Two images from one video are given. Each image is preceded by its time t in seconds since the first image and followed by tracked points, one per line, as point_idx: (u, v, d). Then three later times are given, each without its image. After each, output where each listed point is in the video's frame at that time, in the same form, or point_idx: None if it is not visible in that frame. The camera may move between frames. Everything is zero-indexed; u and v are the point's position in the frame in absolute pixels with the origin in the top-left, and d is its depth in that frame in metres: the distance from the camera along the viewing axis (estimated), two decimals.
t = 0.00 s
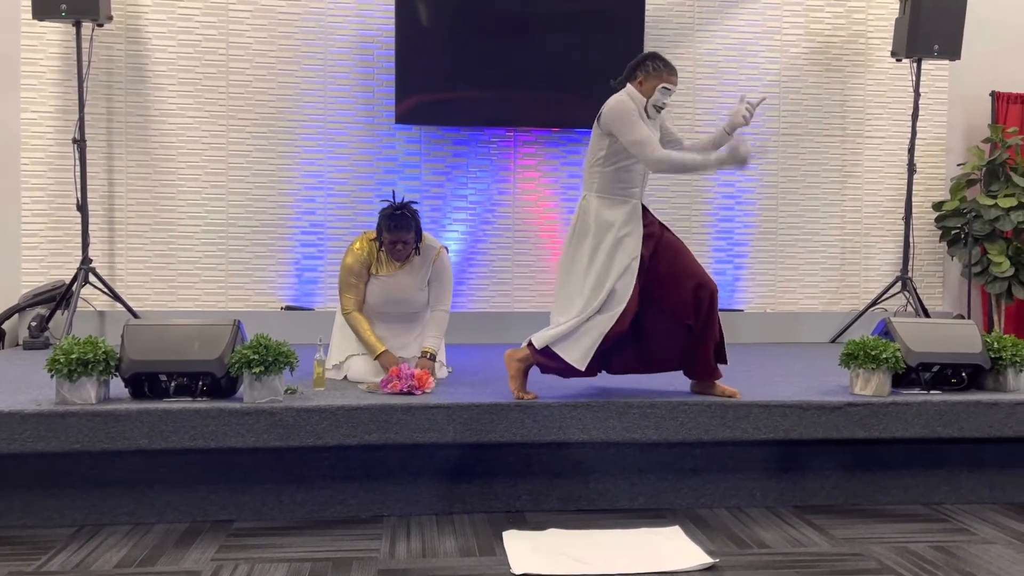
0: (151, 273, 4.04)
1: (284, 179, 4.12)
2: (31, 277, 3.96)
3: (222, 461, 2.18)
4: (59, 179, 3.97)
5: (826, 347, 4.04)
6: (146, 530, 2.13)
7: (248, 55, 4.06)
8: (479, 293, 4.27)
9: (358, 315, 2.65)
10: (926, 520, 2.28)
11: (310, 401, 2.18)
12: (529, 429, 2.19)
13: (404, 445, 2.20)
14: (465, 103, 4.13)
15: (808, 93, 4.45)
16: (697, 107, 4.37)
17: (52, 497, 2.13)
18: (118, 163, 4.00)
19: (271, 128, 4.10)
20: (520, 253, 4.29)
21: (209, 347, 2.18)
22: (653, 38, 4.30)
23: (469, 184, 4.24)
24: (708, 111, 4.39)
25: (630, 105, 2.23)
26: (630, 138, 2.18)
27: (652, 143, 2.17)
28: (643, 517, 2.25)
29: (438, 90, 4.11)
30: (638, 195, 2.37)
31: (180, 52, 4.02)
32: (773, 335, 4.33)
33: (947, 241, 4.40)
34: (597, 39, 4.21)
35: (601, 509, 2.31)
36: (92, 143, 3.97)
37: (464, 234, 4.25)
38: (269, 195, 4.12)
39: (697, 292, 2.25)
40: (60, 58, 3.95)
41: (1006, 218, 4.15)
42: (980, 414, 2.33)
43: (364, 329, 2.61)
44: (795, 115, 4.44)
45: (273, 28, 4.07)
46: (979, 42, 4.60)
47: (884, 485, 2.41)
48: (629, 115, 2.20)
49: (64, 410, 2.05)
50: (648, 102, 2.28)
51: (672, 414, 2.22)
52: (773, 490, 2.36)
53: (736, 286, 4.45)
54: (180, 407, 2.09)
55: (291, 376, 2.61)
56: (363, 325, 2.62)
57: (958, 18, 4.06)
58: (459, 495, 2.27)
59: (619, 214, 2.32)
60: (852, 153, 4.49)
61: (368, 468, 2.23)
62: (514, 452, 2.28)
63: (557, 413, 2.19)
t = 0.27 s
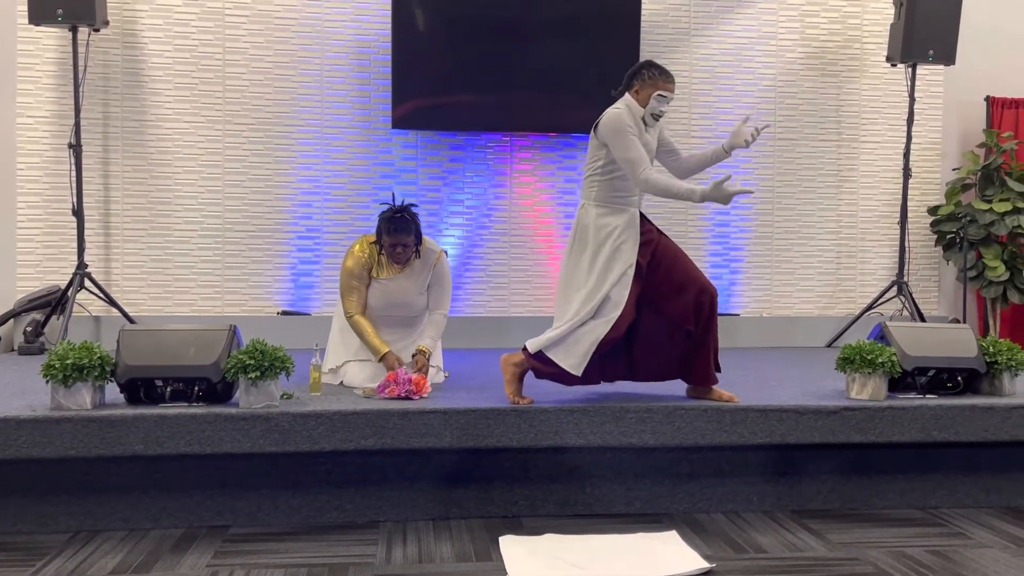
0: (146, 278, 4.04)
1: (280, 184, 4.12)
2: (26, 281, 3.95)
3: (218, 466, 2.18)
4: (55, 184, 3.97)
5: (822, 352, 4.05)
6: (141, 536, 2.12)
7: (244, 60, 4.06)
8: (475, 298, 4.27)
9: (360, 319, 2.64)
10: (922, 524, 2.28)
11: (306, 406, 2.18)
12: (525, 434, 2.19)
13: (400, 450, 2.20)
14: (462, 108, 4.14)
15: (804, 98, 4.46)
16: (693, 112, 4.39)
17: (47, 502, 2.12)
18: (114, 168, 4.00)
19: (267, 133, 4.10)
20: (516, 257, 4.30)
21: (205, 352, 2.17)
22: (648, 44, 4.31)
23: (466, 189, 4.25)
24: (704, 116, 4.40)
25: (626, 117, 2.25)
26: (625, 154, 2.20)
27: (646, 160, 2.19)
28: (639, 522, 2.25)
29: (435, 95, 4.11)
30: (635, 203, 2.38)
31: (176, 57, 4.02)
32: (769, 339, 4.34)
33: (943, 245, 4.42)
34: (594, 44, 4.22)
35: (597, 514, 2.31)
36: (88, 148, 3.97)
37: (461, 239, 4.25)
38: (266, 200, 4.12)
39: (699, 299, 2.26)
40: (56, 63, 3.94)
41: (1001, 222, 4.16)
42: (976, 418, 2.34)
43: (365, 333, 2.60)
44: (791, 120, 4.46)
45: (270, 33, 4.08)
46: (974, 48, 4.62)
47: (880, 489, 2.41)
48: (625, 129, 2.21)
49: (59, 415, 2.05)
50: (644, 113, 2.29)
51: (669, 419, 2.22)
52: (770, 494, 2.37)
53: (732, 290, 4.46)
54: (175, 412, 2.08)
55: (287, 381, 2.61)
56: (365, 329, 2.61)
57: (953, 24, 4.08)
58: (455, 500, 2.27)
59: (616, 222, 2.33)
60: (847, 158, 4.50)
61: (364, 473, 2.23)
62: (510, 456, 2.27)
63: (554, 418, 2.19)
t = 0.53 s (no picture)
0: (143, 281, 4.03)
1: (277, 188, 4.12)
2: (22, 285, 3.94)
3: (215, 470, 2.17)
4: (51, 188, 3.96)
5: (818, 355, 4.05)
6: (138, 540, 2.11)
7: (241, 63, 4.07)
8: (473, 301, 4.27)
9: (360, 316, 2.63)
10: (919, 527, 2.28)
11: (302, 410, 2.18)
12: (523, 437, 2.19)
13: (397, 454, 2.19)
14: (459, 111, 4.14)
15: (800, 102, 4.47)
16: (690, 115, 4.39)
17: (42, 507, 2.12)
18: (110, 171, 3.99)
19: (264, 136, 4.10)
20: (513, 261, 4.30)
21: (202, 355, 2.17)
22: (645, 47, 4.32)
23: (463, 192, 4.25)
24: (701, 119, 4.40)
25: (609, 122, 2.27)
26: (607, 158, 2.23)
27: (628, 162, 2.20)
28: (637, 525, 2.25)
29: (432, 98, 4.11)
30: (629, 207, 2.38)
31: (173, 60, 4.02)
32: (766, 343, 4.34)
33: (939, 248, 4.42)
34: (591, 47, 4.22)
35: (595, 517, 2.31)
36: (84, 151, 3.97)
37: (458, 242, 4.25)
38: (263, 203, 4.11)
39: (700, 305, 2.24)
40: (52, 66, 3.94)
41: (997, 225, 4.19)
42: (973, 421, 2.34)
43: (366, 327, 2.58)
44: (788, 123, 4.46)
45: (267, 36, 4.08)
46: (970, 51, 4.64)
47: (878, 492, 2.41)
48: (607, 133, 2.24)
49: (55, 419, 2.04)
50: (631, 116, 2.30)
51: (666, 422, 2.22)
52: (767, 497, 2.37)
53: (730, 293, 4.46)
54: (172, 416, 2.08)
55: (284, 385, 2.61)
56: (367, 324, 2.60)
57: (949, 28, 4.09)
58: (453, 503, 2.27)
59: (607, 224, 2.35)
60: (844, 161, 4.51)
61: (361, 477, 2.23)
62: (507, 460, 2.27)
63: (551, 421, 2.19)
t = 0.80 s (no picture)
0: (140, 285, 4.02)
1: (274, 191, 4.12)
2: (18, 289, 3.93)
3: (211, 474, 2.17)
4: (48, 191, 3.95)
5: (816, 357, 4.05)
6: (134, 544, 2.10)
7: (238, 66, 4.07)
8: (470, 304, 4.27)
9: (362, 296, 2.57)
10: (916, 530, 2.28)
11: (299, 413, 2.17)
12: (520, 440, 2.19)
13: (393, 458, 2.19)
14: (456, 114, 4.14)
15: (797, 105, 4.48)
16: (686, 119, 4.40)
17: (38, 511, 2.11)
18: (107, 175, 3.99)
19: (261, 140, 4.10)
20: (510, 264, 4.30)
21: (198, 359, 2.17)
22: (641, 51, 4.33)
23: (460, 196, 4.25)
24: (697, 123, 4.41)
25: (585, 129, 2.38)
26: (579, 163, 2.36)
27: (596, 166, 2.31)
28: (634, 528, 2.25)
29: (429, 101, 4.12)
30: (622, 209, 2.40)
31: (170, 64, 4.02)
32: (763, 345, 4.34)
33: (935, 251, 4.44)
34: (587, 50, 4.23)
35: (592, 521, 2.30)
36: (81, 154, 3.96)
37: (455, 245, 4.25)
38: (259, 206, 4.11)
39: (706, 305, 2.27)
40: (49, 69, 3.94)
41: (993, 228, 4.18)
42: (969, 424, 2.34)
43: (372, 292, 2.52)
44: (784, 126, 4.47)
45: (264, 39, 4.08)
46: (965, 55, 4.65)
47: (875, 494, 2.41)
48: (579, 140, 2.37)
49: (51, 423, 2.03)
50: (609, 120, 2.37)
51: (663, 425, 2.22)
52: (764, 500, 2.36)
53: (727, 296, 4.46)
54: (168, 420, 2.08)
55: (280, 388, 2.61)
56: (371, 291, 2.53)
57: (944, 31, 4.10)
58: (450, 507, 2.26)
59: (592, 225, 2.38)
60: (840, 164, 4.52)
61: (357, 481, 2.22)
62: (504, 463, 2.27)
63: (548, 424, 2.19)
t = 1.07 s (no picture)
0: (138, 287, 4.02)
1: (272, 193, 4.12)
2: (16, 291, 3.93)
3: (210, 476, 2.16)
4: (45, 193, 3.95)
5: (814, 359, 4.06)
6: (132, 546, 2.10)
7: (236, 68, 4.07)
8: (468, 306, 4.27)
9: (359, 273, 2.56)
10: (914, 531, 2.28)
11: (297, 415, 2.17)
12: (518, 442, 2.19)
13: (392, 459, 2.19)
14: (454, 116, 4.14)
15: (795, 106, 4.48)
16: (684, 120, 4.40)
17: (36, 514, 2.11)
18: (105, 177, 3.98)
19: (259, 141, 4.10)
20: (509, 265, 4.30)
21: (196, 360, 2.17)
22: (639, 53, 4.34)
23: (458, 197, 4.25)
24: (696, 124, 4.42)
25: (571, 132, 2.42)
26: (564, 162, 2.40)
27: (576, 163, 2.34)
28: (632, 530, 2.25)
29: (427, 103, 4.12)
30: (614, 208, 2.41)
31: (168, 66, 4.01)
32: (762, 347, 4.35)
33: (933, 252, 4.45)
34: (585, 52, 4.24)
35: (590, 522, 2.30)
36: (79, 156, 3.96)
37: (453, 247, 4.25)
38: (257, 208, 4.11)
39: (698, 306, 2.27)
40: (47, 71, 3.93)
41: (991, 229, 4.19)
42: (967, 425, 2.34)
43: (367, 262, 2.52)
44: (782, 128, 4.48)
45: (262, 41, 4.08)
46: (962, 56, 4.66)
47: (873, 496, 2.41)
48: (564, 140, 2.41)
49: (49, 426, 2.03)
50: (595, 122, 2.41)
51: (661, 426, 2.23)
52: (763, 502, 2.36)
53: (725, 297, 4.47)
54: (166, 422, 2.07)
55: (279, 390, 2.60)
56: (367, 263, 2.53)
57: (942, 32, 4.11)
58: (448, 509, 2.26)
59: (581, 227, 2.40)
60: (838, 166, 4.52)
61: (356, 482, 2.22)
62: (503, 465, 2.27)
63: (547, 426, 2.19)
